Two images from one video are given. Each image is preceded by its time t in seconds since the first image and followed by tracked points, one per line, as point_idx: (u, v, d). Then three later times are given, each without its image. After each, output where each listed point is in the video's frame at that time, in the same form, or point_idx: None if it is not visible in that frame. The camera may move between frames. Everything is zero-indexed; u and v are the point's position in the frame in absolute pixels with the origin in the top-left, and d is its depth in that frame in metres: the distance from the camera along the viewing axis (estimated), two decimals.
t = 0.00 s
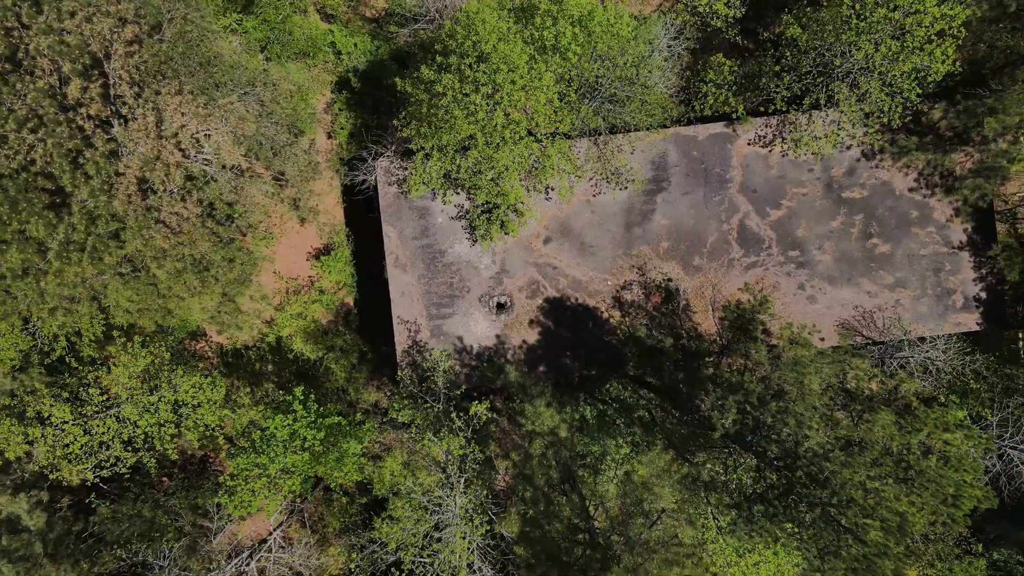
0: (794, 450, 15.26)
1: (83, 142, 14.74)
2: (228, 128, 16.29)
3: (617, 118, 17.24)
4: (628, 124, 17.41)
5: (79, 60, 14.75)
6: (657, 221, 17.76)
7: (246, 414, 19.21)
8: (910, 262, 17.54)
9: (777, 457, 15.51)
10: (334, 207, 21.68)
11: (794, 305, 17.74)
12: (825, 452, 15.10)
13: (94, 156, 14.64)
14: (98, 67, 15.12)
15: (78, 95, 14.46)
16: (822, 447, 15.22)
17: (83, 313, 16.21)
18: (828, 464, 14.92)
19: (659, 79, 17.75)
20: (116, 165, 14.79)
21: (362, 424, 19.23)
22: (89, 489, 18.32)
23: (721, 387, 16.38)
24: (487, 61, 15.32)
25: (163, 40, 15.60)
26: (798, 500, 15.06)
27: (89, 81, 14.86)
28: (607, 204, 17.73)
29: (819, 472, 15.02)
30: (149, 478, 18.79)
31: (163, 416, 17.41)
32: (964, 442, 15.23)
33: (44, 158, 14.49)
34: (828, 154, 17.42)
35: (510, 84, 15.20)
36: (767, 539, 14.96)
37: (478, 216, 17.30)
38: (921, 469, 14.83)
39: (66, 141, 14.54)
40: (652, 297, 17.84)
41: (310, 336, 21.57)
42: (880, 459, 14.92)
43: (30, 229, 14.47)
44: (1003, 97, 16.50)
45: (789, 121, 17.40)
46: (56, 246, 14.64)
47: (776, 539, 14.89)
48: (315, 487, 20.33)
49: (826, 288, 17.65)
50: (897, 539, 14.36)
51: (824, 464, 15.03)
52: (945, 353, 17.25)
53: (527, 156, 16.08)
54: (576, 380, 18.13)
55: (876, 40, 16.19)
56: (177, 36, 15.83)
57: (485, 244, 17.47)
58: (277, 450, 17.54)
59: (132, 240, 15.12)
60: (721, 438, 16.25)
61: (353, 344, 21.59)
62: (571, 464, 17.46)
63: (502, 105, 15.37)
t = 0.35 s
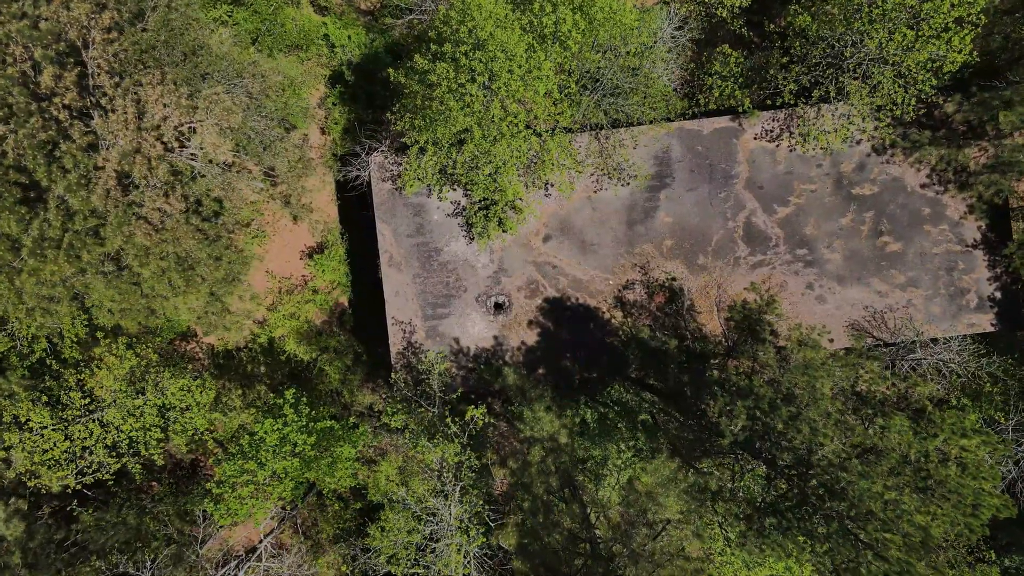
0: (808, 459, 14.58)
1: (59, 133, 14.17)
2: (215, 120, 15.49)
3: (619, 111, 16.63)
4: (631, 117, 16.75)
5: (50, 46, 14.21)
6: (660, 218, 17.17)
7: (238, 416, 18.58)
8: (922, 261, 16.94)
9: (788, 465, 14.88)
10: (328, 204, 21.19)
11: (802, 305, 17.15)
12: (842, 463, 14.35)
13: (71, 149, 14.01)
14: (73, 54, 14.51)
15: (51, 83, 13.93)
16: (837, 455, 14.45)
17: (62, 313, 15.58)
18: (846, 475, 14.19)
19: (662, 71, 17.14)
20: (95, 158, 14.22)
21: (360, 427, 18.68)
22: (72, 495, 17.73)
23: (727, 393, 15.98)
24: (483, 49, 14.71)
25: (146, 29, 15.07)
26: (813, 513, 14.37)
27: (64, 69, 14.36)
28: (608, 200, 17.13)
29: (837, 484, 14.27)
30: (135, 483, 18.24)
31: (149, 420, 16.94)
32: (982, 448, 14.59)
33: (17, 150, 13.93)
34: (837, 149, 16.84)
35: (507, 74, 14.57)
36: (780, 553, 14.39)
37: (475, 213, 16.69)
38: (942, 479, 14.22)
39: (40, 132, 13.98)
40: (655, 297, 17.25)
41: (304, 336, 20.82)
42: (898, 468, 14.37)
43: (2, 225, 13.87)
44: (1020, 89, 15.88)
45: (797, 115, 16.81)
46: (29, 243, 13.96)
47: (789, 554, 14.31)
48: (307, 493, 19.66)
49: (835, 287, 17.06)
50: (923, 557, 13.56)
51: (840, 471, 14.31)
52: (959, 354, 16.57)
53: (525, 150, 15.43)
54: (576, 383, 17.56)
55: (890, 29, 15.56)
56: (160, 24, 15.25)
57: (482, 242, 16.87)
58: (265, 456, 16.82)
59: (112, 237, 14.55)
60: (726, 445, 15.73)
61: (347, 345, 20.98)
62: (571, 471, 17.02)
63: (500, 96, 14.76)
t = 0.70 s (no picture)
0: (825, 470, 13.64)
1: (33, 125, 13.65)
2: (200, 112, 14.95)
3: (623, 103, 16.03)
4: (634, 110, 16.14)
5: (21, 31, 13.78)
6: (665, 216, 16.55)
7: (228, 421, 18.01)
8: (937, 260, 16.32)
9: (803, 475, 13.98)
10: (322, 201, 20.52)
11: (812, 305, 16.55)
12: (860, 474, 13.46)
13: (45, 142, 13.49)
14: (48, 42, 14.07)
15: (24, 72, 13.39)
16: (856, 467, 13.59)
17: (41, 315, 14.98)
18: (866, 487, 13.24)
19: (668, 62, 16.52)
20: (72, 151, 13.71)
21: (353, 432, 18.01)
22: (53, 502, 17.16)
23: (742, 397, 14.95)
24: (480, 38, 14.08)
25: (128, 18, 14.51)
26: (832, 529, 13.29)
27: (39, 58, 13.84)
28: (611, 197, 16.53)
29: (855, 496, 13.30)
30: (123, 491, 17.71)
31: (134, 425, 16.45)
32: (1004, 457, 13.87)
33: None
34: (849, 144, 16.23)
35: (504, 63, 13.96)
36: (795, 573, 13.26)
37: (472, 210, 16.09)
38: (967, 491, 13.21)
39: (13, 123, 13.46)
40: (660, 297, 16.63)
41: (298, 337, 20.16)
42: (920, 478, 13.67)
43: None
44: None
45: (807, 108, 16.22)
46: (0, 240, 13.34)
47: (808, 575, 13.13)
48: (300, 500, 19.00)
49: (846, 287, 16.44)
50: None
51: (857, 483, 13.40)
52: (978, 357, 15.92)
53: (525, 144, 14.85)
54: (578, 386, 16.95)
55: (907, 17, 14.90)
56: (143, 12, 14.69)
57: (480, 240, 16.26)
58: (254, 463, 16.16)
59: (90, 235, 13.99)
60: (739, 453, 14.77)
61: (342, 346, 20.34)
62: (572, 478, 15.89)
63: (497, 87, 14.16)
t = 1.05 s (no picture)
0: (846, 482, 13.86)
1: (9, 116, 13.08)
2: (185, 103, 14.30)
3: (627, 94, 15.36)
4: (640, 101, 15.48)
5: None
6: (671, 213, 15.95)
7: (220, 425, 17.47)
8: (954, 258, 15.72)
9: (825, 489, 14.03)
10: (317, 198, 19.98)
11: (824, 306, 15.93)
12: (887, 487, 13.58)
13: (20, 132, 12.88)
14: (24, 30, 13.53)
15: None
16: (878, 478, 13.74)
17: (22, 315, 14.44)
18: (892, 500, 13.37)
19: (675, 52, 15.88)
20: (49, 143, 13.18)
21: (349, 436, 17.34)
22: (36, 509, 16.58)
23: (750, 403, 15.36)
24: (479, 24, 13.45)
25: (110, 3, 13.93)
26: (854, 543, 13.33)
27: (12, 43, 13.17)
28: (615, 193, 15.94)
29: (882, 510, 13.40)
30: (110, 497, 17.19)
31: (120, 430, 15.85)
32: None
33: None
34: (862, 138, 15.63)
35: (504, 51, 13.34)
36: None
37: (471, 206, 15.49)
38: (997, 501, 13.03)
39: None
40: (666, 297, 16.02)
41: (292, 338, 19.58)
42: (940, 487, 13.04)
43: None
44: None
45: (819, 101, 15.61)
46: None
47: None
48: (293, 506, 18.39)
49: (859, 286, 15.85)
50: None
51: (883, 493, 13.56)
52: (998, 361, 15.35)
53: (526, 137, 14.24)
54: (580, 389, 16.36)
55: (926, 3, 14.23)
56: None
57: (479, 238, 15.66)
58: (243, 471, 15.50)
59: (69, 231, 13.53)
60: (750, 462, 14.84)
61: (338, 348, 19.73)
62: (576, 487, 15.62)
63: (497, 77, 13.55)
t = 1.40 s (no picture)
0: (871, 494, 13.39)
1: None
2: (170, 92, 13.77)
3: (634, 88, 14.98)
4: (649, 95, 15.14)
5: None
6: (678, 209, 15.34)
7: (210, 429, 16.87)
8: (973, 257, 15.11)
9: (845, 502, 13.75)
10: (313, 194, 19.41)
11: (838, 306, 15.30)
12: (913, 501, 13.09)
13: None
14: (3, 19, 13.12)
15: None
16: (908, 491, 13.26)
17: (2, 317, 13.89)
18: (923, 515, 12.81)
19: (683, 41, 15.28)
20: (24, 133, 12.58)
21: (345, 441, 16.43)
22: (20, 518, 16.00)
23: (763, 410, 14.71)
24: (480, 9, 12.85)
25: None
26: (882, 560, 12.95)
27: None
28: (621, 189, 15.32)
29: (912, 525, 12.85)
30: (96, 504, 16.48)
31: (106, 435, 15.24)
32: None
33: None
34: (877, 131, 15.03)
35: (506, 38, 12.75)
36: None
37: (471, 203, 14.88)
38: None
39: None
40: (673, 298, 15.40)
41: (287, 339, 18.88)
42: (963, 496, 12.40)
43: None
44: None
45: (832, 93, 15.00)
46: None
47: None
48: (287, 514, 17.37)
49: (874, 286, 15.24)
50: None
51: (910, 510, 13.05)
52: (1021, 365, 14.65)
53: (528, 129, 13.62)
54: (584, 393, 15.75)
55: None
56: None
57: (479, 235, 15.05)
58: (233, 479, 14.88)
59: (47, 227, 12.95)
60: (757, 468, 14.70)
61: (334, 349, 19.08)
62: (581, 498, 15.90)
63: (497, 65, 12.94)
